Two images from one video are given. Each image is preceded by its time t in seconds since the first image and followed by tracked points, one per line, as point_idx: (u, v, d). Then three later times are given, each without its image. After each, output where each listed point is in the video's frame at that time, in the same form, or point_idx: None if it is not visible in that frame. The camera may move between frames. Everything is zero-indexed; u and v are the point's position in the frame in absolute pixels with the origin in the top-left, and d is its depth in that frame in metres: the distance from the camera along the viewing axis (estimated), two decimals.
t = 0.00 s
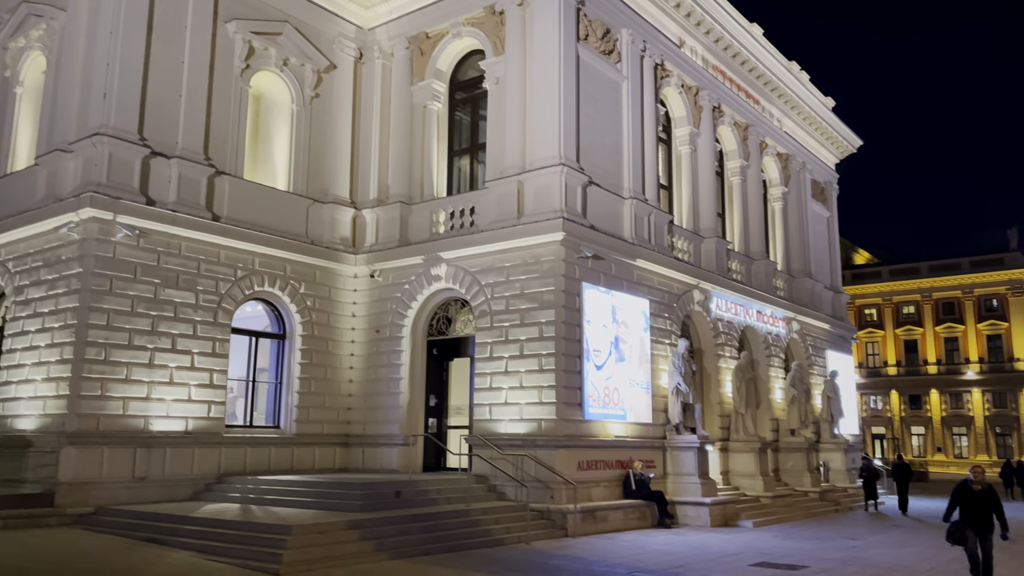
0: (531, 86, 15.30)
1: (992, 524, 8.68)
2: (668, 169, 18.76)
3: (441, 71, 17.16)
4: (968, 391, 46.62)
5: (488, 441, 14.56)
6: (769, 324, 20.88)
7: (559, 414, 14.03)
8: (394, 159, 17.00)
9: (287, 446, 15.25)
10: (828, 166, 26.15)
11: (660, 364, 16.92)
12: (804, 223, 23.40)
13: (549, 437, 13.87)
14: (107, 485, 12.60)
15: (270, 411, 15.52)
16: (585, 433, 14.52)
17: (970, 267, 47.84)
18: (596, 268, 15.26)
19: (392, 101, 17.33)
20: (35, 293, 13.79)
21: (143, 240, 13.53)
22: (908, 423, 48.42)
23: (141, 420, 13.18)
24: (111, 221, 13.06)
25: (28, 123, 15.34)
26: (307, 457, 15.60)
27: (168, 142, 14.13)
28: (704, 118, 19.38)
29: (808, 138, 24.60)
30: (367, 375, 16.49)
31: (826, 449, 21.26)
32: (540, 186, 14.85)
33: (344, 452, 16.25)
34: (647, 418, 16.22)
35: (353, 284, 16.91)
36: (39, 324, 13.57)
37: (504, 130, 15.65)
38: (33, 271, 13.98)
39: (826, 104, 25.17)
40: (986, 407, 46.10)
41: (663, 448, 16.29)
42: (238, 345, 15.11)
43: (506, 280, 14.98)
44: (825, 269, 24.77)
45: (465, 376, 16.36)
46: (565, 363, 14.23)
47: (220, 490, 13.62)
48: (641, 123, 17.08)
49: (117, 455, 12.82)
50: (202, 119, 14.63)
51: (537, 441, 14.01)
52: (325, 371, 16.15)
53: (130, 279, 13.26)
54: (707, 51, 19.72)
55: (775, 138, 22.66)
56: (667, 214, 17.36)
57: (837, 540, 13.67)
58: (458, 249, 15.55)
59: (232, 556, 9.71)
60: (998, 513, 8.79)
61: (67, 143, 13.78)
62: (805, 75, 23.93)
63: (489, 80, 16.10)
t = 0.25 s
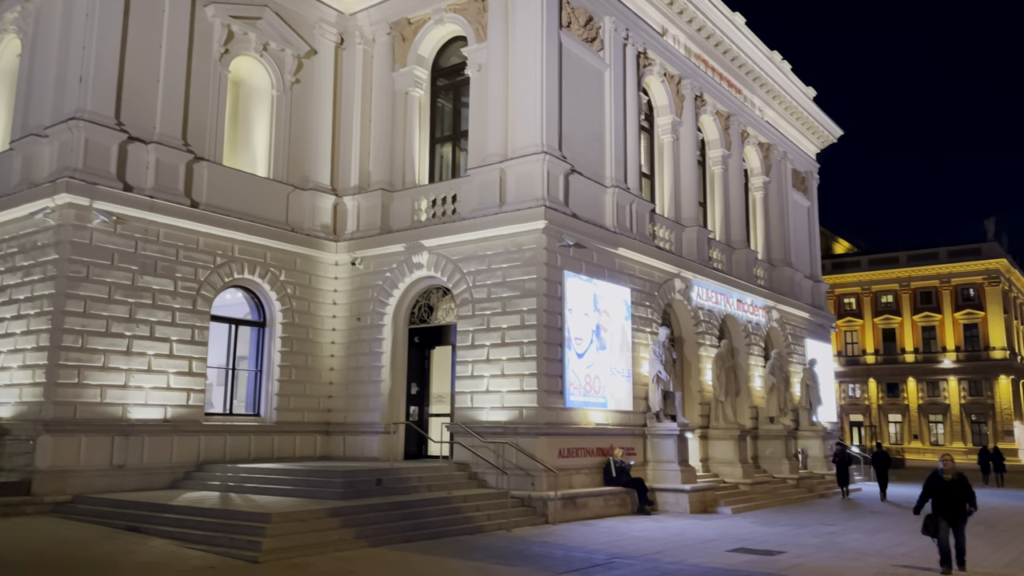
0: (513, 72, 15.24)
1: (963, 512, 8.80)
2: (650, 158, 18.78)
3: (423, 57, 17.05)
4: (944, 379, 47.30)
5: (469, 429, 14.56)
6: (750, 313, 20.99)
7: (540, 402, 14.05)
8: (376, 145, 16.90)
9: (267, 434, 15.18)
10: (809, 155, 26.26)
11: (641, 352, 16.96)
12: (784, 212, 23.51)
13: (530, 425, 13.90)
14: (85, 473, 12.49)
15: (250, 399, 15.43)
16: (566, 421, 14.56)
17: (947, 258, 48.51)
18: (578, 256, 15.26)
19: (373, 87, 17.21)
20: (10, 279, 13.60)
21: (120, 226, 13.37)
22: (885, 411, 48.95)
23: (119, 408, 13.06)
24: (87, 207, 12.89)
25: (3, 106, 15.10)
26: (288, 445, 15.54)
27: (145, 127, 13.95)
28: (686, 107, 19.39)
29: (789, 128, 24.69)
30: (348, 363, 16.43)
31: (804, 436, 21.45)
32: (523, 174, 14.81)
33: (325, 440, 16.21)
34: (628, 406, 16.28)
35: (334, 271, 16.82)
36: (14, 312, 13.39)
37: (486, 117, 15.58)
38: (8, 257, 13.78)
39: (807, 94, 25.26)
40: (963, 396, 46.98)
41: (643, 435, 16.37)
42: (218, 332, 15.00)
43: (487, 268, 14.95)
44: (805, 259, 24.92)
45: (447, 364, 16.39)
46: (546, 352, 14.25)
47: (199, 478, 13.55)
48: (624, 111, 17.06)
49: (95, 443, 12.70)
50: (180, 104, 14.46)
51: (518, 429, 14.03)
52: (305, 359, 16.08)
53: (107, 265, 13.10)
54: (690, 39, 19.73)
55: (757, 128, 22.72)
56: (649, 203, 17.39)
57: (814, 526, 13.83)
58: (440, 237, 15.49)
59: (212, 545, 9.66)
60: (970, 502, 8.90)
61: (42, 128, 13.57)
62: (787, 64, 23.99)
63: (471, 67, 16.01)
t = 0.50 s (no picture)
0: (495, 60, 15.17)
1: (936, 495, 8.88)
2: (632, 147, 18.79)
3: (405, 44, 16.95)
4: (922, 368, 47.80)
5: (450, 418, 14.55)
6: (730, 302, 21.09)
7: (522, 391, 14.06)
8: (357, 133, 16.78)
9: (247, 423, 15.09)
10: (790, 146, 26.37)
11: (622, 341, 16.99)
12: (765, 202, 23.61)
13: (511, 414, 13.90)
14: (62, 462, 12.37)
15: (230, 387, 15.32)
16: (547, 409, 14.58)
17: (925, 249, 49.03)
18: (560, 245, 15.24)
19: (354, 74, 17.08)
20: None
21: (97, 213, 13.20)
22: (863, 399, 49.33)
23: (96, 397, 12.93)
24: (63, 193, 12.71)
25: None
26: (267, 434, 15.46)
27: (123, 112, 13.77)
28: (668, 96, 19.40)
29: (770, 118, 24.77)
30: (328, 351, 16.36)
31: (783, 424, 21.60)
32: (505, 162, 14.77)
33: (305, 429, 16.14)
34: (609, 394, 16.31)
35: (314, 260, 16.72)
36: None
37: (468, 105, 15.51)
38: None
39: (789, 84, 25.34)
40: (940, 384, 47.50)
41: (624, 424, 16.42)
42: (197, 321, 14.87)
43: (469, 257, 14.91)
44: (785, 248, 25.06)
45: (429, 351, 16.25)
46: (527, 340, 14.25)
47: (178, 467, 13.45)
48: (606, 100, 17.04)
49: (71, 432, 12.57)
50: (158, 89, 14.27)
51: (499, 418, 14.04)
52: (285, 347, 15.98)
53: (83, 253, 12.94)
54: (672, 29, 19.73)
55: (739, 118, 22.77)
56: (630, 192, 17.40)
57: (791, 513, 13.95)
58: (421, 225, 15.42)
59: (190, 533, 9.60)
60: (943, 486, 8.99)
61: (17, 113, 13.35)
62: (769, 55, 24.04)
63: (453, 54, 15.92)
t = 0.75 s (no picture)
0: (477, 48, 15.10)
1: (912, 487, 8.93)
2: (614, 137, 18.77)
3: (386, 32, 16.82)
4: (900, 357, 48.26)
5: (431, 407, 14.53)
6: (711, 292, 21.17)
7: (502, 380, 14.06)
8: (337, 120, 16.66)
9: (226, 413, 15.00)
10: (771, 137, 26.45)
11: (603, 330, 17.01)
12: (746, 193, 23.70)
13: (492, 403, 13.91)
14: (38, 451, 12.24)
15: (209, 377, 15.21)
16: (528, 399, 14.59)
17: (904, 240, 49.44)
18: (541, 235, 15.22)
19: (335, 61, 16.94)
20: None
21: (73, 200, 13.03)
22: (842, 388, 49.80)
23: (73, 386, 12.79)
24: (38, 180, 12.53)
25: None
26: (247, 423, 15.38)
27: (98, 98, 13.58)
28: (650, 86, 19.38)
29: (752, 109, 24.83)
30: (308, 341, 16.28)
31: (763, 413, 21.75)
32: (486, 151, 14.72)
33: (285, 419, 16.07)
34: (590, 383, 16.35)
35: (294, 249, 16.61)
36: None
37: (449, 94, 15.43)
38: None
39: (770, 75, 25.40)
40: (917, 373, 48.00)
41: (605, 413, 16.47)
42: (175, 310, 14.74)
43: (450, 246, 14.86)
44: (766, 239, 25.18)
45: (410, 341, 16.32)
46: (509, 330, 14.24)
47: (156, 457, 13.35)
48: (588, 89, 17.01)
49: (47, 422, 12.44)
50: (135, 75, 14.09)
51: (480, 407, 14.03)
52: (265, 337, 15.89)
53: (59, 240, 12.77)
54: (654, 19, 19.71)
55: (720, 108, 22.81)
56: (612, 182, 17.40)
57: (770, 501, 14.05)
58: (402, 214, 15.36)
59: (167, 523, 9.54)
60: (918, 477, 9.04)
61: None
62: (751, 45, 24.08)
63: (434, 42, 15.82)
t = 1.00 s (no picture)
0: (458, 37, 15.02)
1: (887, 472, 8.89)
2: (596, 127, 18.77)
3: (366, 20, 16.70)
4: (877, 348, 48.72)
5: (411, 397, 14.51)
6: (691, 283, 21.25)
7: (483, 369, 14.06)
8: (317, 109, 16.54)
9: (204, 403, 14.90)
10: (752, 128, 26.53)
11: (584, 321, 17.03)
12: (727, 184, 23.78)
13: (473, 393, 13.91)
14: (13, 441, 12.10)
15: (187, 366, 15.09)
16: (508, 388, 14.59)
17: (883, 231, 49.80)
18: (522, 224, 15.20)
19: (314, 49, 16.79)
20: None
21: (47, 187, 12.84)
22: (821, 378, 50.27)
23: (48, 375, 12.65)
24: (11, 167, 12.34)
25: None
26: (226, 413, 15.29)
27: (73, 84, 13.39)
28: (632, 77, 19.37)
29: (733, 100, 24.88)
30: (288, 331, 16.19)
31: (742, 403, 21.88)
32: (467, 141, 14.67)
33: (264, 409, 15.99)
34: (570, 373, 16.38)
35: (273, 238, 16.49)
36: None
37: (430, 82, 15.35)
38: None
39: (751, 67, 25.46)
40: (895, 363, 48.50)
41: (585, 402, 16.51)
42: (152, 299, 14.60)
43: (431, 236, 14.81)
44: (746, 230, 25.29)
45: (390, 331, 16.17)
46: (489, 320, 14.22)
47: (133, 447, 13.24)
48: (570, 79, 16.98)
49: (22, 412, 12.29)
50: (111, 61, 13.90)
51: (460, 396, 14.03)
52: (244, 326, 15.77)
53: (33, 229, 12.59)
54: (636, 9, 19.69)
55: (702, 99, 22.85)
56: (593, 172, 17.40)
57: (748, 489, 14.16)
58: (382, 204, 15.29)
59: (144, 514, 9.46)
60: (895, 464, 9.01)
61: None
62: (732, 36, 24.11)
63: (415, 30, 15.72)
